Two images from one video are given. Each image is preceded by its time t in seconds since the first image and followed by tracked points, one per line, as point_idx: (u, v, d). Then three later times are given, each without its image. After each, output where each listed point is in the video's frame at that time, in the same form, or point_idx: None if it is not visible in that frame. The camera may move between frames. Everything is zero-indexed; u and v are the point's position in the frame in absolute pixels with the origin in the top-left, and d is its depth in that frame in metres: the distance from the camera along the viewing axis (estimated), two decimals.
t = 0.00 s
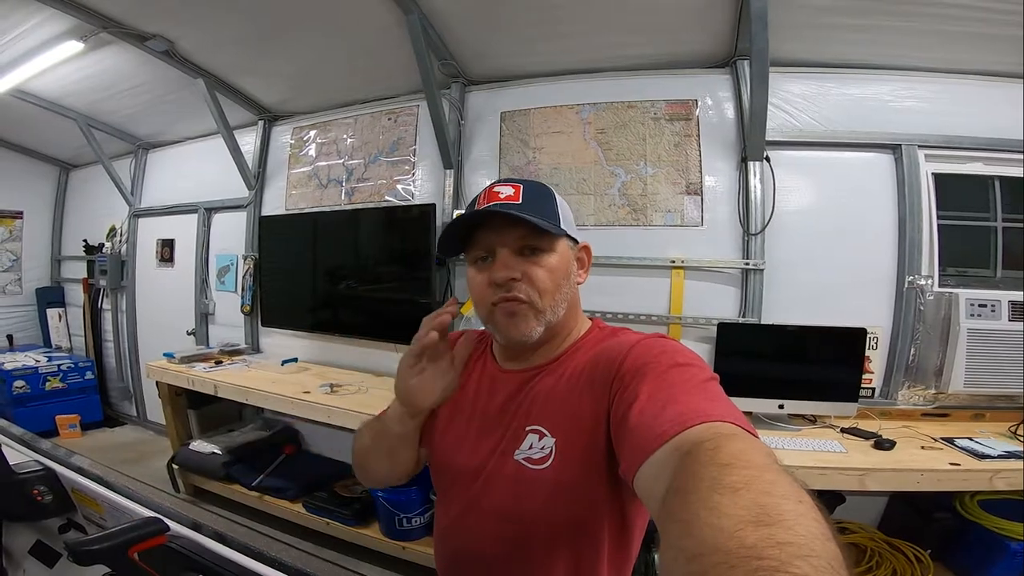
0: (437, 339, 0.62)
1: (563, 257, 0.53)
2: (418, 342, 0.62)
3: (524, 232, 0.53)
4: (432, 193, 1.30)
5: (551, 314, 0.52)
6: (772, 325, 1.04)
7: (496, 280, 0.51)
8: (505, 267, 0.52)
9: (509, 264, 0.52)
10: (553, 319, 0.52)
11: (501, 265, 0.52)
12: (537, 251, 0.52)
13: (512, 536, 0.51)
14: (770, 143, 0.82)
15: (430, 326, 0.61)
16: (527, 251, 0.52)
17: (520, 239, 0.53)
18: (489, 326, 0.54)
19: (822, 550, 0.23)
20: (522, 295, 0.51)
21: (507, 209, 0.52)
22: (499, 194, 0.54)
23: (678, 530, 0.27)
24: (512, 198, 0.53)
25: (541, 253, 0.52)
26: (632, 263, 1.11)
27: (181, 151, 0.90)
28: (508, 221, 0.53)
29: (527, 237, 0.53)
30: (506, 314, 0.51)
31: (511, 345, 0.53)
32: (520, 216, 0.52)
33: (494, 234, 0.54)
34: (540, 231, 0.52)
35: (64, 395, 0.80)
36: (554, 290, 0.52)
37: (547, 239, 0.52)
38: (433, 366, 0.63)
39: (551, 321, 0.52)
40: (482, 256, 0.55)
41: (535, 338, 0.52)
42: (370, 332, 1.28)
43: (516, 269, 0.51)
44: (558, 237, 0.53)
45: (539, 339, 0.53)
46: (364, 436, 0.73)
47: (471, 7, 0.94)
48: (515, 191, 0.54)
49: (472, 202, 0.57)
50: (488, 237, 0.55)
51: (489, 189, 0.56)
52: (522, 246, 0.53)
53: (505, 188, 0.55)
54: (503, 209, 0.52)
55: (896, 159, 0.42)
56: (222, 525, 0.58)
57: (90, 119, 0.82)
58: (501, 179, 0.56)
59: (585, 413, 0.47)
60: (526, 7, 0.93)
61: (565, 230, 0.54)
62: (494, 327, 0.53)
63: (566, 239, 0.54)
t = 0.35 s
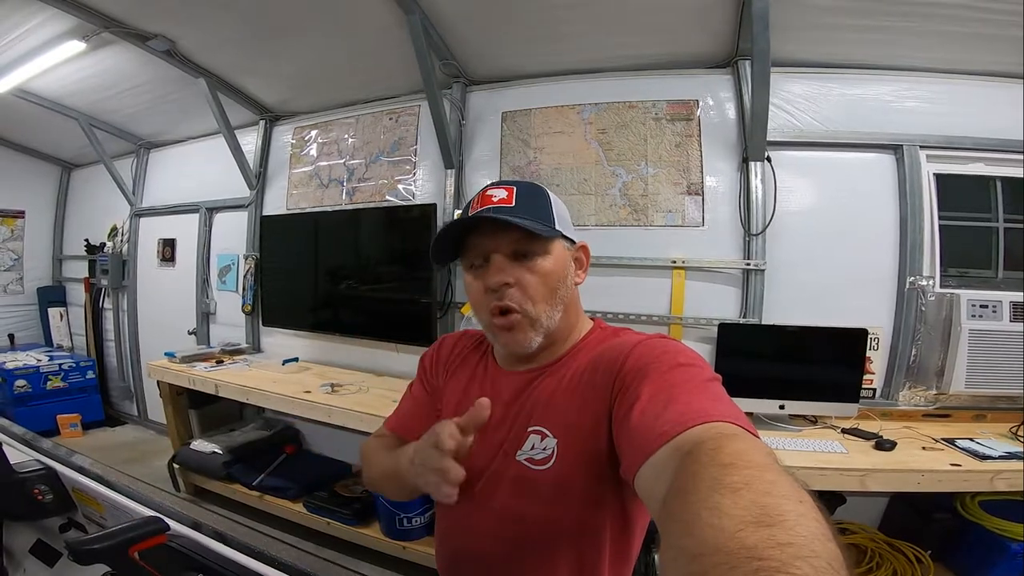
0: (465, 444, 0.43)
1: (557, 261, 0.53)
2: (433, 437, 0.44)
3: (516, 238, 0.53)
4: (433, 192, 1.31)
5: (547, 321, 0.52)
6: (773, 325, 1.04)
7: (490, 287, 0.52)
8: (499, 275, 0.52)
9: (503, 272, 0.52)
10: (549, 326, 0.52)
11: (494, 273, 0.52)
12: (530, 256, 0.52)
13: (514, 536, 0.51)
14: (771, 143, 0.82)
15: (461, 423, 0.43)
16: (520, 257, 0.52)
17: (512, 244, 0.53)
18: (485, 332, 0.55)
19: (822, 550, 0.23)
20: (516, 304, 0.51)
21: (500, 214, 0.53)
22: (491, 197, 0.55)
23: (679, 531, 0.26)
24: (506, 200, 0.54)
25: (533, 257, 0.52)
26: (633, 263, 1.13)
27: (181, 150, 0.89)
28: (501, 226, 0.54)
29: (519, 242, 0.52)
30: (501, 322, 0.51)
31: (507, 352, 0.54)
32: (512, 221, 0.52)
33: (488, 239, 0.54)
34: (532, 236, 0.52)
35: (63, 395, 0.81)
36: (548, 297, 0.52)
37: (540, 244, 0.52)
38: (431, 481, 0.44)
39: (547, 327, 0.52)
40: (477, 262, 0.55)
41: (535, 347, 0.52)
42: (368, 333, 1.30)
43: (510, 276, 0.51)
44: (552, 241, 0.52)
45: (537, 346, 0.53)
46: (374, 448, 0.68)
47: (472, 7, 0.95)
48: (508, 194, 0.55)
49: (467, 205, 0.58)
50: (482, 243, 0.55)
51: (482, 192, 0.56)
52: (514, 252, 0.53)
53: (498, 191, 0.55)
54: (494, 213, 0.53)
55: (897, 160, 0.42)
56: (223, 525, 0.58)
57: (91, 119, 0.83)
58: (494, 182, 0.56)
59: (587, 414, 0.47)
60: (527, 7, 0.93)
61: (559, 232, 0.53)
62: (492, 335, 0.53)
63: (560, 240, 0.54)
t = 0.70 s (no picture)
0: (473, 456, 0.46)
1: (575, 257, 0.53)
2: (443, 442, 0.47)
3: (537, 231, 0.54)
4: (432, 192, 1.35)
5: (560, 312, 0.52)
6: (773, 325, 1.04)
7: (508, 274, 0.52)
8: (518, 263, 0.52)
9: (522, 261, 0.52)
10: (561, 318, 0.52)
11: (513, 261, 0.53)
12: (549, 249, 0.53)
13: (513, 537, 0.51)
14: (770, 143, 0.82)
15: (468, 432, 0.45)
16: (539, 249, 0.53)
17: (533, 236, 0.54)
18: (495, 320, 0.54)
19: (822, 551, 0.23)
20: (533, 291, 0.51)
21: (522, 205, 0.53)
22: (514, 190, 0.55)
23: (679, 531, 0.27)
24: (528, 195, 0.54)
25: (553, 251, 0.53)
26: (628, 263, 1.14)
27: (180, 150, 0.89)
28: (522, 216, 0.55)
29: (540, 235, 0.54)
30: (516, 310, 0.51)
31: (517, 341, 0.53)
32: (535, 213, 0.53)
33: (509, 230, 0.55)
34: (553, 229, 0.53)
35: (64, 395, 0.81)
36: (565, 289, 0.52)
37: (560, 238, 0.53)
38: (435, 483, 0.47)
39: (560, 320, 0.52)
40: (494, 251, 0.55)
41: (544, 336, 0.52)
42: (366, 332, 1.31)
43: (528, 265, 0.52)
44: (570, 237, 0.53)
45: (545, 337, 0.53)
46: (376, 450, 0.69)
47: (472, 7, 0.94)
48: (531, 188, 0.55)
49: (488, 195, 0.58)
50: (500, 233, 0.56)
51: (505, 184, 0.56)
52: (534, 244, 0.53)
53: (521, 185, 0.55)
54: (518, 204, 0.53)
55: (896, 159, 0.42)
56: (222, 524, 0.58)
57: (91, 119, 0.83)
58: (518, 177, 0.56)
59: (588, 414, 0.47)
60: (527, 8, 0.93)
61: (578, 231, 0.54)
62: (501, 322, 0.53)
63: (578, 240, 0.54)
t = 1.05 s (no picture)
0: (471, 441, 0.46)
1: (572, 257, 0.53)
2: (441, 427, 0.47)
3: (534, 231, 0.54)
4: (432, 193, 1.32)
5: (559, 314, 0.52)
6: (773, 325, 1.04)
7: (505, 275, 0.52)
8: (515, 264, 0.52)
9: (519, 262, 0.52)
10: (560, 319, 0.52)
11: (510, 262, 0.53)
12: (546, 250, 0.53)
13: (514, 536, 0.51)
14: (770, 143, 0.82)
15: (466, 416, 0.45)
16: (536, 250, 0.53)
17: (531, 237, 0.53)
18: (494, 321, 0.54)
19: (822, 551, 0.23)
20: (530, 292, 0.51)
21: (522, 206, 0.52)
22: (513, 191, 0.54)
23: (679, 530, 0.27)
24: (527, 195, 0.54)
25: (551, 251, 0.53)
26: (625, 263, 1.14)
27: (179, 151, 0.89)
28: (520, 217, 0.54)
29: (537, 236, 0.53)
30: (513, 310, 0.51)
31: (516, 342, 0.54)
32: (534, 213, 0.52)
33: (506, 231, 0.55)
34: (550, 230, 0.53)
35: (64, 395, 0.81)
36: (562, 289, 0.52)
37: (558, 239, 0.53)
38: (433, 470, 0.46)
39: (558, 320, 0.52)
40: (492, 252, 0.55)
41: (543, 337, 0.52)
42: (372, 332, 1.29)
43: (526, 267, 0.52)
44: (567, 238, 0.53)
45: (545, 338, 0.53)
46: (376, 448, 0.69)
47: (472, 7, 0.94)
48: (530, 189, 0.54)
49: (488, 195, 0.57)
50: (498, 235, 0.55)
51: (504, 185, 0.56)
52: (531, 245, 0.53)
53: (520, 185, 0.55)
54: (517, 205, 0.53)
55: (896, 158, 0.42)
56: (223, 524, 0.58)
57: (90, 118, 0.83)
58: (517, 177, 0.56)
59: (588, 414, 0.47)
60: (528, 8, 0.93)
61: (576, 231, 0.54)
62: (501, 324, 0.53)
63: (576, 241, 0.54)
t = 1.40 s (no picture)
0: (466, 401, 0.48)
1: (559, 258, 0.52)
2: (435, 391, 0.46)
3: (518, 234, 0.52)
4: (432, 192, 1.31)
5: (547, 316, 0.51)
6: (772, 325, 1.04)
7: (490, 281, 0.52)
8: (499, 269, 0.52)
9: (502, 266, 0.52)
10: (550, 321, 0.52)
11: (494, 267, 0.52)
12: (531, 252, 0.52)
13: (514, 536, 0.51)
14: (770, 143, 0.82)
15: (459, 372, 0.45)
16: (521, 252, 0.52)
17: (515, 240, 0.53)
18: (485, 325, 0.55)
19: (823, 550, 0.23)
20: (515, 297, 0.51)
21: (505, 210, 0.54)
22: (499, 195, 0.56)
23: (679, 530, 0.27)
24: (511, 199, 0.55)
25: (536, 254, 0.52)
26: (626, 263, 1.12)
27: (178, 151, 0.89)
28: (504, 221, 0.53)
29: (521, 239, 0.52)
30: (501, 315, 0.51)
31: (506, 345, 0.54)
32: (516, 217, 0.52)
33: (491, 235, 0.54)
34: (532, 234, 0.52)
35: (64, 395, 0.80)
36: (549, 291, 0.51)
37: (542, 241, 0.52)
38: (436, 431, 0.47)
39: (547, 322, 0.52)
40: (479, 257, 0.55)
41: (532, 339, 0.52)
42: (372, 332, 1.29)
43: (509, 271, 0.51)
44: (553, 239, 0.52)
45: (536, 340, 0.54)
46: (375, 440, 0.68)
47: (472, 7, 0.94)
48: (515, 191, 0.55)
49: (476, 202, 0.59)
50: (485, 239, 0.55)
51: (491, 191, 0.58)
52: (516, 248, 0.52)
53: (506, 189, 0.56)
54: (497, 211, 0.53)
55: (895, 159, 0.42)
56: (223, 524, 0.58)
57: (89, 118, 0.82)
58: (503, 181, 0.57)
59: (589, 414, 0.47)
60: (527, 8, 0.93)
61: (562, 230, 0.53)
62: (492, 328, 0.54)
63: (564, 240, 0.53)
